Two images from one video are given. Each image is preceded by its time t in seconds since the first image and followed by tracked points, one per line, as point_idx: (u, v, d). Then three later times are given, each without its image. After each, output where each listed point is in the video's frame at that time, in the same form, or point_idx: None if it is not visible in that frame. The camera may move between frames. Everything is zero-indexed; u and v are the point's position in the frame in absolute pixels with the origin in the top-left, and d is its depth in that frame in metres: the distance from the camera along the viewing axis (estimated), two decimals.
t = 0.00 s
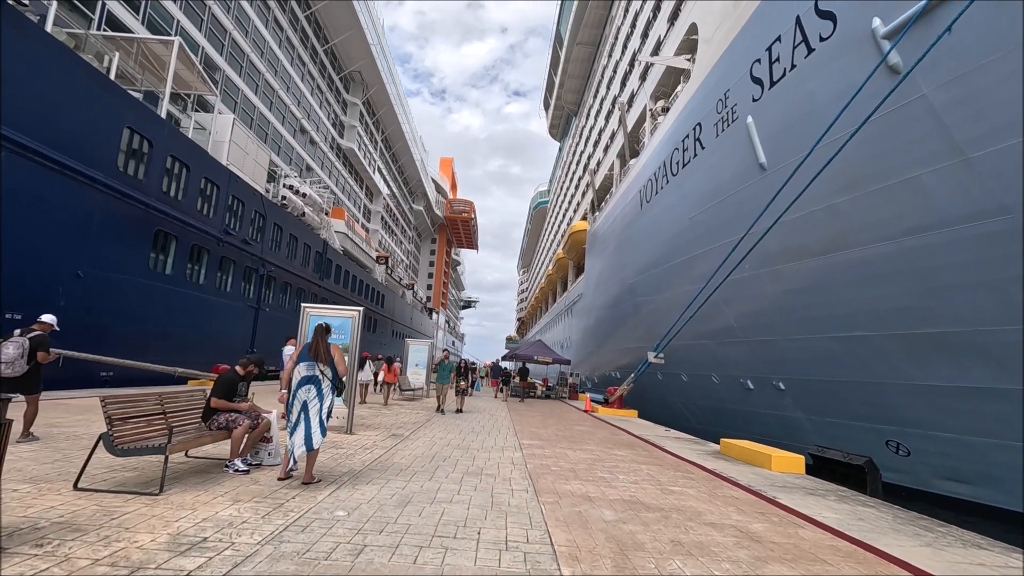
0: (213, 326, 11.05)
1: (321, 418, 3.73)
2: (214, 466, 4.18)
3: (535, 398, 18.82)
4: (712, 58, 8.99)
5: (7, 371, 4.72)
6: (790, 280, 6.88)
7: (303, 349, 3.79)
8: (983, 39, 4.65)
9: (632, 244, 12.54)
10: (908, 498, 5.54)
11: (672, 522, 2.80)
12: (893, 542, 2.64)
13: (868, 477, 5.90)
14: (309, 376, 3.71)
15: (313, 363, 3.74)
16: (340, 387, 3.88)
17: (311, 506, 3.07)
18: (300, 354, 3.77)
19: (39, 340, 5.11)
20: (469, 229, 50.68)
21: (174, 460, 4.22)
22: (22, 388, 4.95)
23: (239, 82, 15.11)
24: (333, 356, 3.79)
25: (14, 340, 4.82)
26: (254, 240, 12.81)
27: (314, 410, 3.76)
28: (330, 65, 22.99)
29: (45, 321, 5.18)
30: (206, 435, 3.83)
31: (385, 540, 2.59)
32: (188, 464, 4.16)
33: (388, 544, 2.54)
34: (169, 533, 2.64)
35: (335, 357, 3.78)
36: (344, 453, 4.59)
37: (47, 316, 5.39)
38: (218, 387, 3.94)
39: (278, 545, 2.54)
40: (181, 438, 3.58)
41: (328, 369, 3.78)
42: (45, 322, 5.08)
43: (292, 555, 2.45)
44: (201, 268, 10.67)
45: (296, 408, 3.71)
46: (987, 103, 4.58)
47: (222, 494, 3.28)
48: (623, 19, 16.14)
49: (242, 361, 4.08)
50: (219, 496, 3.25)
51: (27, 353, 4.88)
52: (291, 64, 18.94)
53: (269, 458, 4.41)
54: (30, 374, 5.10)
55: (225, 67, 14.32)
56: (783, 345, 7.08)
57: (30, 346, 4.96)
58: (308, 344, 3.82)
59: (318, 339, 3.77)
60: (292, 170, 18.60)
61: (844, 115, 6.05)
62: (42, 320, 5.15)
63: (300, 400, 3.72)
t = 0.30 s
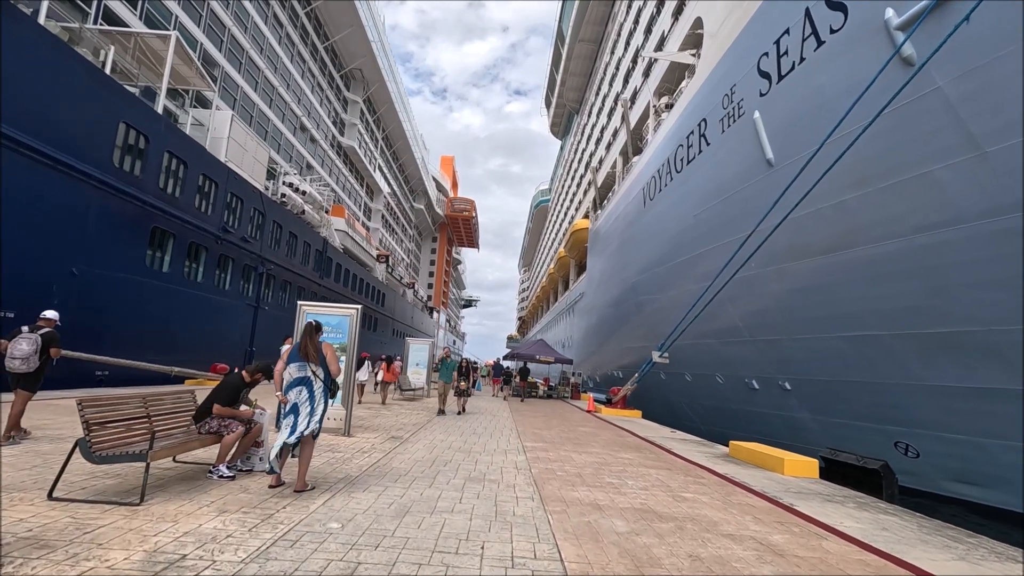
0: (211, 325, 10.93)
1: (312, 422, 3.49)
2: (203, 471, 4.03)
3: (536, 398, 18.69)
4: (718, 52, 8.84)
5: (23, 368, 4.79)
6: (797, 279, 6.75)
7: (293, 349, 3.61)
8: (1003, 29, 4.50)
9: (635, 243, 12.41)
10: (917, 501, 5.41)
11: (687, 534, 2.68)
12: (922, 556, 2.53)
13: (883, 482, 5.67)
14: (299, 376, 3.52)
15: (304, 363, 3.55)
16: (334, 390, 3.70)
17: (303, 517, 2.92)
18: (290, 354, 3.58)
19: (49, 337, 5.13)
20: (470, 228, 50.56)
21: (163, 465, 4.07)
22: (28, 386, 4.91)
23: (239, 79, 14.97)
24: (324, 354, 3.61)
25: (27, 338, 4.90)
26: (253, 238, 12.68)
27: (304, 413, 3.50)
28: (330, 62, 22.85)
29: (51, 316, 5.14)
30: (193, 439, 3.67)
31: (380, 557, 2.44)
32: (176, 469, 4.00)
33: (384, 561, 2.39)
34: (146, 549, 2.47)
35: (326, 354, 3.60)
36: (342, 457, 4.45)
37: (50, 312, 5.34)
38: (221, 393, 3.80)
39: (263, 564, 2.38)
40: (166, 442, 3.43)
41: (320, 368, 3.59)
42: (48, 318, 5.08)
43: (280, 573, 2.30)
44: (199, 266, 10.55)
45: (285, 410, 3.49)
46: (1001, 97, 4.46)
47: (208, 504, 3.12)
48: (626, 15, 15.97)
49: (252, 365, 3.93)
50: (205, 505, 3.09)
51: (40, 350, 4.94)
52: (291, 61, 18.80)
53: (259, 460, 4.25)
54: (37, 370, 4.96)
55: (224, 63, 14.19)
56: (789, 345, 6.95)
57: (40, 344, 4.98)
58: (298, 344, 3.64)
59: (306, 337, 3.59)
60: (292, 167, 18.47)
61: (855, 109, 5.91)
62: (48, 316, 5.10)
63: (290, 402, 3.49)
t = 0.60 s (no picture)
0: (208, 322, 10.80)
1: (299, 420, 3.35)
2: (184, 472, 3.84)
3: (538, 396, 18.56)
4: (724, 44, 8.68)
5: (21, 367, 4.81)
6: (803, 274, 6.60)
7: (277, 343, 3.44)
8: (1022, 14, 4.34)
9: (637, 239, 12.26)
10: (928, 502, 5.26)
11: (701, 541, 2.55)
12: (952, 565, 2.41)
13: (898, 484, 5.41)
14: (285, 372, 3.35)
15: (289, 357, 3.38)
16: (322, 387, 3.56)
17: (286, 524, 2.77)
18: (273, 349, 3.41)
19: (47, 334, 5.10)
20: (471, 225, 50.41)
21: (143, 466, 3.89)
22: (27, 383, 4.95)
23: (237, 73, 14.82)
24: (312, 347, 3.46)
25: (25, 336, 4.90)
26: (251, 234, 12.55)
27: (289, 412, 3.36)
28: (330, 58, 22.69)
29: (50, 314, 5.13)
30: (171, 438, 3.45)
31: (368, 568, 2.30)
32: (154, 471, 3.80)
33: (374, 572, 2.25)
34: (108, 561, 2.31)
35: (314, 348, 3.45)
36: (335, 457, 4.31)
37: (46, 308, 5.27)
38: (223, 377, 3.64)
39: None
40: (139, 443, 3.20)
41: (307, 363, 3.43)
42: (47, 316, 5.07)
43: None
44: (196, 261, 10.42)
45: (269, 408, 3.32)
46: (1018, 85, 4.30)
47: (184, 508, 2.96)
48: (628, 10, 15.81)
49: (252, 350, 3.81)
50: (181, 511, 2.93)
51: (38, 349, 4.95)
52: (290, 56, 18.64)
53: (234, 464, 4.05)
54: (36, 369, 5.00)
55: (222, 57, 14.05)
56: (795, 342, 6.80)
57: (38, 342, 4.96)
58: (282, 338, 3.47)
59: (292, 331, 3.42)
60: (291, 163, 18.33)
61: (866, 100, 5.76)
62: (47, 314, 5.10)
63: (274, 399, 3.33)
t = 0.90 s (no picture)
0: (206, 321, 10.67)
1: (283, 427, 3.18)
2: (166, 481, 3.66)
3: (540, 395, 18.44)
4: (730, 36, 8.52)
5: (15, 366, 4.78)
6: (811, 273, 6.44)
7: (265, 344, 3.30)
8: None
9: (640, 237, 12.11)
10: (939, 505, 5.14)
11: (720, 558, 2.43)
12: None
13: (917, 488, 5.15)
14: (272, 375, 3.21)
15: (277, 359, 3.23)
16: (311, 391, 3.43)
17: (269, 542, 2.60)
18: (261, 349, 3.27)
19: (48, 336, 4.97)
20: (473, 223, 50.29)
21: (123, 475, 3.71)
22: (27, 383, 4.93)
23: (236, 70, 14.69)
24: (303, 351, 3.31)
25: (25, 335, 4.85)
26: (250, 231, 12.42)
27: (274, 416, 3.21)
28: (330, 54, 22.54)
29: (56, 317, 5.02)
30: (151, 445, 3.32)
31: None
32: (134, 479, 3.63)
33: None
34: None
35: (305, 351, 3.30)
36: (330, 463, 4.17)
37: (53, 310, 5.29)
38: (219, 358, 3.51)
39: None
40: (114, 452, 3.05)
41: (296, 367, 3.28)
42: (53, 319, 4.97)
43: None
44: (194, 259, 10.30)
45: (253, 412, 3.17)
46: None
47: (159, 524, 2.77)
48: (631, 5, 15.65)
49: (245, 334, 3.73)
50: (156, 527, 2.74)
51: (37, 350, 4.89)
52: (290, 52, 18.51)
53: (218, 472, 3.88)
54: (40, 370, 5.00)
55: (220, 53, 13.90)
56: (801, 341, 6.65)
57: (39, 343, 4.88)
58: (271, 338, 3.32)
59: (282, 331, 3.27)
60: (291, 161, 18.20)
61: (878, 92, 5.60)
62: (52, 316, 5.01)
63: (259, 403, 3.19)
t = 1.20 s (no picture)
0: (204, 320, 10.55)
1: (284, 433, 3.08)
2: (148, 486, 3.50)
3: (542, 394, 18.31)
4: (738, 28, 8.36)
5: (32, 360, 5.14)
6: (821, 268, 6.28)
7: (260, 337, 3.14)
8: None
9: (644, 233, 11.95)
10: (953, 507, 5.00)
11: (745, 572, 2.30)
12: None
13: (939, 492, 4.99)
14: (268, 372, 3.07)
15: (272, 355, 3.08)
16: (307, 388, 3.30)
17: (254, 555, 2.45)
18: (256, 344, 3.11)
19: (60, 330, 5.41)
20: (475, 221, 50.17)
21: (105, 478, 3.56)
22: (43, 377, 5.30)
23: (236, 65, 14.56)
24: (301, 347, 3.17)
25: (39, 332, 5.23)
26: (250, 228, 12.30)
27: (269, 418, 3.07)
28: (331, 51, 22.40)
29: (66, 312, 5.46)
30: (130, 449, 3.13)
31: None
32: (116, 484, 3.47)
33: None
34: None
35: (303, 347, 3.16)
36: (326, 465, 4.03)
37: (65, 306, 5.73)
38: (213, 338, 3.33)
39: None
40: (87, 455, 2.86)
41: (292, 364, 3.15)
42: (64, 314, 5.41)
43: None
44: (192, 255, 10.19)
45: (248, 413, 3.02)
46: None
47: (136, 535, 2.61)
48: None
49: (232, 312, 3.56)
50: (132, 538, 2.58)
51: (51, 344, 5.29)
52: (291, 49, 18.37)
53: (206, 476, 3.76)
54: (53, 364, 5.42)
55: (220, 49, 13.77)
56: (809, 339, 6.49)
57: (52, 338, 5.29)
58: (266, 331, 3.17)
59: (280, 323, 3.13)
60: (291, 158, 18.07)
61: (893, 82, 5.43)
62: (63, 312, 5.45)
63: (254, 402, 3.04)
